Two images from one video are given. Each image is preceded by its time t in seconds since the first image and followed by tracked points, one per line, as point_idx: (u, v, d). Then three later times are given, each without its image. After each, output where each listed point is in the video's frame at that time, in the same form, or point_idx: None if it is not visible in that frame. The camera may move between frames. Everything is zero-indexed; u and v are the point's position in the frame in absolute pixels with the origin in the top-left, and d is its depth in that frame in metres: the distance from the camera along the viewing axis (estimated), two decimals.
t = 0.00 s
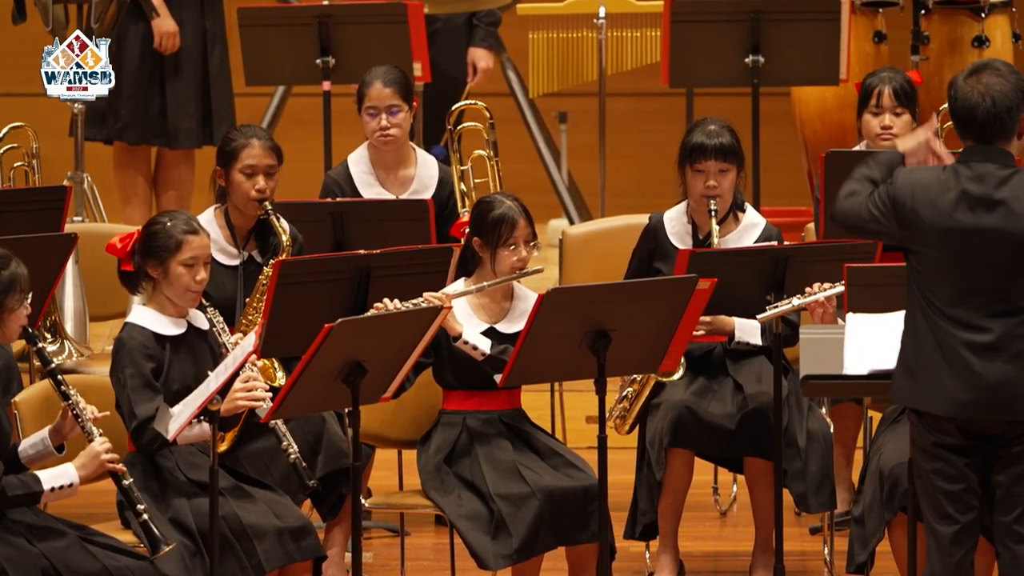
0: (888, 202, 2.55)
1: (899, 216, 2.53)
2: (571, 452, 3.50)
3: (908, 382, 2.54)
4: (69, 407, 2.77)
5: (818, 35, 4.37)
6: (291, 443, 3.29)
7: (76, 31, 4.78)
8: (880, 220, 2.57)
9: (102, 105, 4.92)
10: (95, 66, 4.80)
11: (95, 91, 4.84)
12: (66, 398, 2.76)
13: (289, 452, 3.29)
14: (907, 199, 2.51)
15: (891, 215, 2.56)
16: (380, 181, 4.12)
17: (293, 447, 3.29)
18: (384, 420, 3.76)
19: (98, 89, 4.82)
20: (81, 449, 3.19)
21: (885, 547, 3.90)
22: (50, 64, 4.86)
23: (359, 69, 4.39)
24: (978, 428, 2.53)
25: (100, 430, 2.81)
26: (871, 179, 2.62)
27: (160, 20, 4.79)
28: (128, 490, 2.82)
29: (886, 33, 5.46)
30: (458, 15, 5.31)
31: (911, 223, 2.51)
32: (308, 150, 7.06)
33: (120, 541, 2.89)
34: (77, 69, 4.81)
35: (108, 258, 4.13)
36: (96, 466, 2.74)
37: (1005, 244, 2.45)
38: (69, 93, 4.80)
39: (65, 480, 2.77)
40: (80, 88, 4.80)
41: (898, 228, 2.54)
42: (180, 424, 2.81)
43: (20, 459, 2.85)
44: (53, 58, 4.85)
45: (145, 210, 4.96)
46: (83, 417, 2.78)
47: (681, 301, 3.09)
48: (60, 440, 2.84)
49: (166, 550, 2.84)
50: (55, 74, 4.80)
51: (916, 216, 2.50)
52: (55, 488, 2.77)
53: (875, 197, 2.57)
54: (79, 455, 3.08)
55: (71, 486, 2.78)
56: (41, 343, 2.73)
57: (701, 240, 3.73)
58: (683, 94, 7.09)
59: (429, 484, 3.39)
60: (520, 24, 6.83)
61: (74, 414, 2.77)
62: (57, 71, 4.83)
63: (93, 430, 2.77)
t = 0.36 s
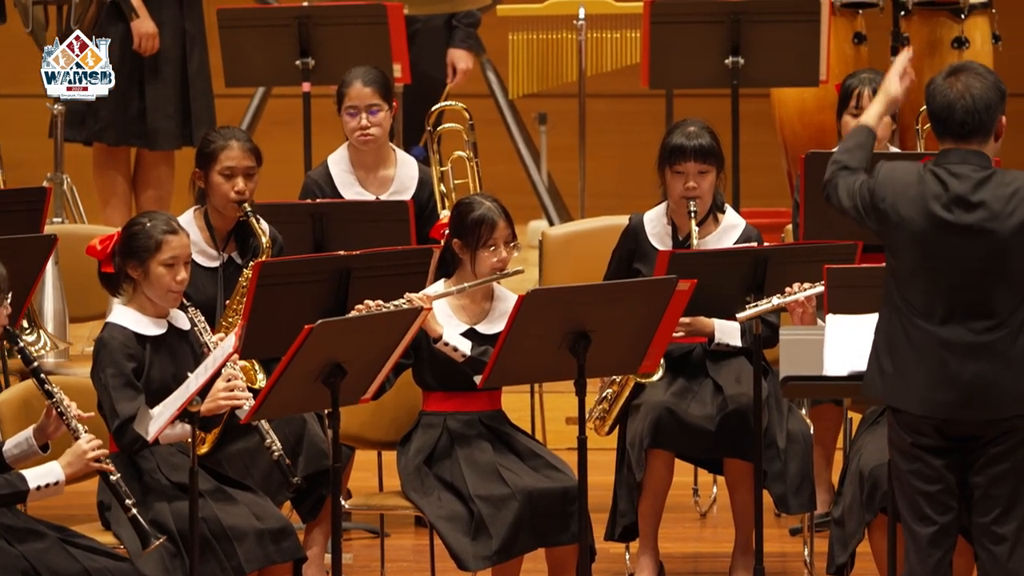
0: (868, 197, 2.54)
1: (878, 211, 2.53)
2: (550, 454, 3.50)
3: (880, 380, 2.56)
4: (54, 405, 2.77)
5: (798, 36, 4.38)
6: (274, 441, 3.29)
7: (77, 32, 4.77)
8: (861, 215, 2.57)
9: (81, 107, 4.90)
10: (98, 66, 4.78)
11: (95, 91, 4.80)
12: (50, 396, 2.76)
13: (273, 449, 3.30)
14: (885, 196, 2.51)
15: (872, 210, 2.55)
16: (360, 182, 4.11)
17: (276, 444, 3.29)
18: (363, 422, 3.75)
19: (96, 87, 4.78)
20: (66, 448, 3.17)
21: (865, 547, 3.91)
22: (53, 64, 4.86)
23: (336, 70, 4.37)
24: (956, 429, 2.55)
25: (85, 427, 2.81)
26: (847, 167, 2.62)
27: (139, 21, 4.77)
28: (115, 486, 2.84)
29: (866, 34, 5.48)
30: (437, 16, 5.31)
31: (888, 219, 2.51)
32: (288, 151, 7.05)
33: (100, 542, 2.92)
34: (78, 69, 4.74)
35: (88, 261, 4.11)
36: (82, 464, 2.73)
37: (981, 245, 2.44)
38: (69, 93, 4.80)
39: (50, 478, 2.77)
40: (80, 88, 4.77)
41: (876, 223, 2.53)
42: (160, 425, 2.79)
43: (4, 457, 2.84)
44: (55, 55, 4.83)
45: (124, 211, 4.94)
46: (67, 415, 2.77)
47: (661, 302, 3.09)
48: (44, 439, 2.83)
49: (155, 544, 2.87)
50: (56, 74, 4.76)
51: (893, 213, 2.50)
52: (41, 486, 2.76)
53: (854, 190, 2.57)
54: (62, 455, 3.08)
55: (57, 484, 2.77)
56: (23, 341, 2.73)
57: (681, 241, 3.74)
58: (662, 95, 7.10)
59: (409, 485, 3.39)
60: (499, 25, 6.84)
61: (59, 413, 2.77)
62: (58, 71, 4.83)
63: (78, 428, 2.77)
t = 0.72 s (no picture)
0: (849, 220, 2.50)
1: (860, 230, 2.48)
2: (530, 454, 3.50)
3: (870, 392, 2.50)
4: (32, 411, 2.76)
5: (778, 37, 4.40)
6: (248, 454, 3.26)
7: (77, 32, 4.78)
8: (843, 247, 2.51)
9: (61, 107, 4.89)
10: (97, 66, 4.80)
11: (94, 92, 4.81)
12: (28, 402, 2.75)
13: (246, 462, 3.26)
14: (861, 211, 2.49)
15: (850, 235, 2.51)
16: (340, 181, 4.10)
17: (249, 458, 3.26)
18: (343, 422, 3.75)
19: (98, 87, 4.80)
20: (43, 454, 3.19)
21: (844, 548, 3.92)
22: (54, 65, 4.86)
23: (316, 70, 4.37)
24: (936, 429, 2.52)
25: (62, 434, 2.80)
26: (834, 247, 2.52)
27: (119, 22, 4.77)
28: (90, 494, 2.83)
29: (846, 35, 5.50)
30: (417, 16, 5.31)
31: (866, 234, 2.48)
32: (269, 152, 7.05)
33: (81, 543, 2.92)
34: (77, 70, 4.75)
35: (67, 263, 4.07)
36: (56, 474, 2.74)
37: (960, 251, 2.44)
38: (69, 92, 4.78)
39: (25, 483, 2.76)
40: (80, 88, 4.77)
41: (859, 244, 2.49)
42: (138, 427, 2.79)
43: None
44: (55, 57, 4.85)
45: (104, 211, 4.93)
46: (45, 422, 2.76)
47: (641, 303, 3.10)
48: (20, 446, 2.84)
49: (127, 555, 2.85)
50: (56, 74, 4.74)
51: (875, 226, 2.47)
52: (15, 491, 2.76)
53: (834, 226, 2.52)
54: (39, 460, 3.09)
55: (31, 489, 2.77)
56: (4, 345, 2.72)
57: (660, 241, 3.75)
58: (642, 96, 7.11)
59: (389, 486, 3.39)
60: (480, 26, 6.84)
61: (36, 419, 2.76)
62: (57, 71, 4.83)
63: (56, 435, 2.76)
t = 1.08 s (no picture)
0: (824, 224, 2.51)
1: (837, 232, 2.50)
2: (507, 455, 3.51)
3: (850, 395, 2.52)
4: (8, 409, 2.75)
5: (755, 38, 4.41)
6: (226, 450, 3.28)
7: (77, 32, 4.79)
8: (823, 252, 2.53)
9: (38, 107, 4.87)
10: (97, 66, 4.79)
11: (94, 92, 4.80)
12: (5, 400, 2.75)
13: (223, 458, 3.28)
14: (838, 213, 2.50)
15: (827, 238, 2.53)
16: (316, 180, 4.10)
17: (227, 454, 3.28)
18: (320, 423, 3.75)
19: (97, 87, 4.78)
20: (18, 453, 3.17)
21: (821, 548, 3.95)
22: (52, 65, 4.83)
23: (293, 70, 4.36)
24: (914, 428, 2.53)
25: (38, 432, 2.80)
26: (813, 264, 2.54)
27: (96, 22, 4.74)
28: (67, 492, 2.82)
29: (822, 35, 5.52)
30: (394, 17, 5.32)
31: (846, 234, 2.49)
32: (246, 152, 7.03)
33: (58, 544, 2.92)
34: (76, 69, 4.76)
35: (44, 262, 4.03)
36: (34, 471, 2.73)
37: (942, 242, 2.46)
38: (68, 93, 4.79)
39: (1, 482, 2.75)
40: (80, 88, 4.76)
41: (837, 246, 2.50)
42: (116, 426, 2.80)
43: None
44: (54, 57, 4.82)
45: (82, 212, 4.90)
46: (21, 420, 2.76)
47: (618, 303, 3.10)
48: None
49: (104, 552, 2.86)
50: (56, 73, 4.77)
51: (852, 226, 2.48)
52: None
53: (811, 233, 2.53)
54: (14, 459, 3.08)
55: (7, 488, 2.76)
56: None
57: (637, 241, 3.76)
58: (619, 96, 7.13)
59: (366, 486, 3.39)
60: (457, 27, 6.85)
61: (13, 417, 2.76)
62: (57, 71, 4.81)
63: (32, 433, 2.76)
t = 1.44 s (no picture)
0: (798, 233, 2.52)
1: (811, 241, 2.50)
2: (486, 456, 3.51)
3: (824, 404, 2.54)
4: None
5: (733, 39, 4.42)
6: (208, 447, 3.26)
7: (78, 32, 4.76)
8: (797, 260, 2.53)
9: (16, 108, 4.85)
10: (94, 66, 4.80)
11: (96, 93, 4.81)
12: None
13: (206, 456, 3.26)
14: (812, 222, 2.50)
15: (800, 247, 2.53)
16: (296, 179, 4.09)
17: (209, 452, 3.26)
18: (300, 423, 3.74)
19: (97, 87, 4.80)
20: None
21: (799, 549, 3.97)
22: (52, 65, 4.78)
23: (272, 71, 4.35)
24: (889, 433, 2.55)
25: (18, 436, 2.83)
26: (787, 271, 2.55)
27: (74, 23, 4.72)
28: (47, 493, 2.84)
29: (801, 36, 5.54)
30: (373, 18, 5.33)
31: (821, 244, 2.50)
32: (225, 153, 7.02)
33: (36, 544, 2.92)
34: (79, 70, 4.74)
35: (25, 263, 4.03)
36: (13, 473, 2.72)
37: (917, 253, 2.46)
38: (69, 93, 4.76)
39: None
40: (81, 88, 4.76)
41: (811, 255, 2.51)
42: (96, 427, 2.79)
43: None
44: (55, 57, 4.77)
45: (60, 214, 4.89)
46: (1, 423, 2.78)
47: (597, 303, 3.11)
48: None
49: (84, 554, 2.85)
50: (55, 73, 4.74)
51: (825, 235, 2.49)
52: None
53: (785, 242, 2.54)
54: None
55: None
56: None
57: (616, 243, 3.78)
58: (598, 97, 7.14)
59: (345, 487, 3.38)
60: (436, 28, 6.85)
61: None
62: (57, 71, 4.77)
63: (11, 436, 2.78)
